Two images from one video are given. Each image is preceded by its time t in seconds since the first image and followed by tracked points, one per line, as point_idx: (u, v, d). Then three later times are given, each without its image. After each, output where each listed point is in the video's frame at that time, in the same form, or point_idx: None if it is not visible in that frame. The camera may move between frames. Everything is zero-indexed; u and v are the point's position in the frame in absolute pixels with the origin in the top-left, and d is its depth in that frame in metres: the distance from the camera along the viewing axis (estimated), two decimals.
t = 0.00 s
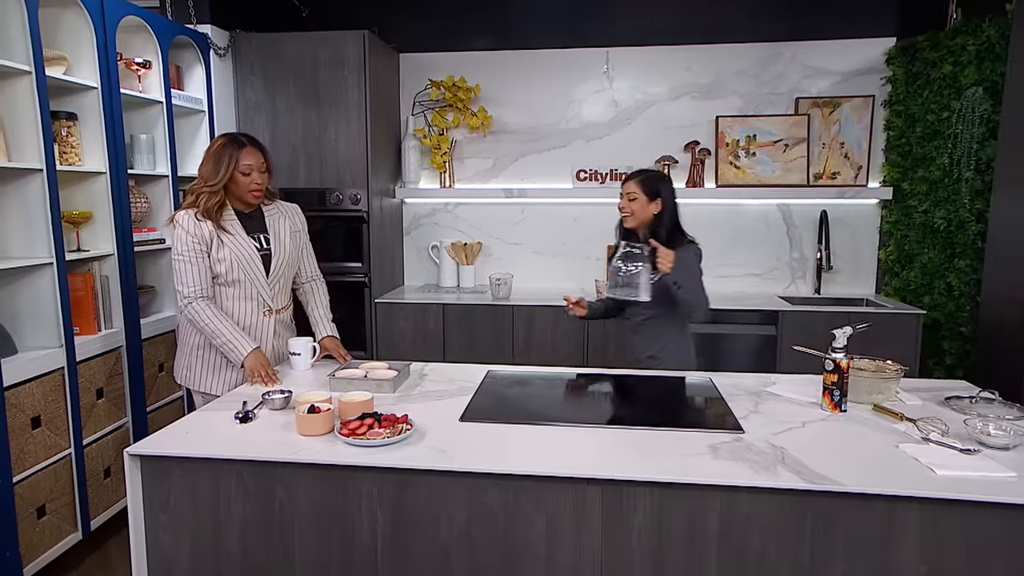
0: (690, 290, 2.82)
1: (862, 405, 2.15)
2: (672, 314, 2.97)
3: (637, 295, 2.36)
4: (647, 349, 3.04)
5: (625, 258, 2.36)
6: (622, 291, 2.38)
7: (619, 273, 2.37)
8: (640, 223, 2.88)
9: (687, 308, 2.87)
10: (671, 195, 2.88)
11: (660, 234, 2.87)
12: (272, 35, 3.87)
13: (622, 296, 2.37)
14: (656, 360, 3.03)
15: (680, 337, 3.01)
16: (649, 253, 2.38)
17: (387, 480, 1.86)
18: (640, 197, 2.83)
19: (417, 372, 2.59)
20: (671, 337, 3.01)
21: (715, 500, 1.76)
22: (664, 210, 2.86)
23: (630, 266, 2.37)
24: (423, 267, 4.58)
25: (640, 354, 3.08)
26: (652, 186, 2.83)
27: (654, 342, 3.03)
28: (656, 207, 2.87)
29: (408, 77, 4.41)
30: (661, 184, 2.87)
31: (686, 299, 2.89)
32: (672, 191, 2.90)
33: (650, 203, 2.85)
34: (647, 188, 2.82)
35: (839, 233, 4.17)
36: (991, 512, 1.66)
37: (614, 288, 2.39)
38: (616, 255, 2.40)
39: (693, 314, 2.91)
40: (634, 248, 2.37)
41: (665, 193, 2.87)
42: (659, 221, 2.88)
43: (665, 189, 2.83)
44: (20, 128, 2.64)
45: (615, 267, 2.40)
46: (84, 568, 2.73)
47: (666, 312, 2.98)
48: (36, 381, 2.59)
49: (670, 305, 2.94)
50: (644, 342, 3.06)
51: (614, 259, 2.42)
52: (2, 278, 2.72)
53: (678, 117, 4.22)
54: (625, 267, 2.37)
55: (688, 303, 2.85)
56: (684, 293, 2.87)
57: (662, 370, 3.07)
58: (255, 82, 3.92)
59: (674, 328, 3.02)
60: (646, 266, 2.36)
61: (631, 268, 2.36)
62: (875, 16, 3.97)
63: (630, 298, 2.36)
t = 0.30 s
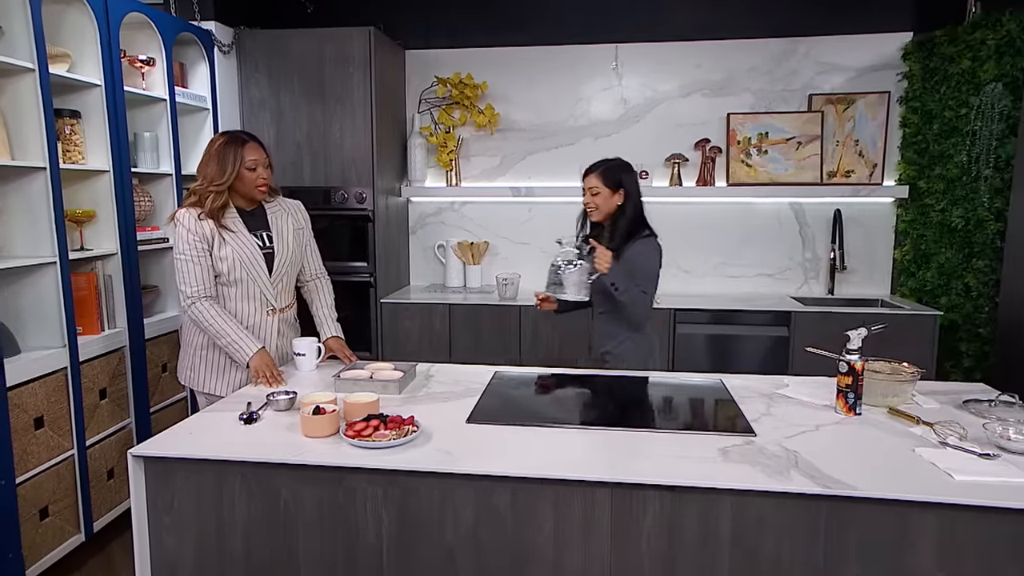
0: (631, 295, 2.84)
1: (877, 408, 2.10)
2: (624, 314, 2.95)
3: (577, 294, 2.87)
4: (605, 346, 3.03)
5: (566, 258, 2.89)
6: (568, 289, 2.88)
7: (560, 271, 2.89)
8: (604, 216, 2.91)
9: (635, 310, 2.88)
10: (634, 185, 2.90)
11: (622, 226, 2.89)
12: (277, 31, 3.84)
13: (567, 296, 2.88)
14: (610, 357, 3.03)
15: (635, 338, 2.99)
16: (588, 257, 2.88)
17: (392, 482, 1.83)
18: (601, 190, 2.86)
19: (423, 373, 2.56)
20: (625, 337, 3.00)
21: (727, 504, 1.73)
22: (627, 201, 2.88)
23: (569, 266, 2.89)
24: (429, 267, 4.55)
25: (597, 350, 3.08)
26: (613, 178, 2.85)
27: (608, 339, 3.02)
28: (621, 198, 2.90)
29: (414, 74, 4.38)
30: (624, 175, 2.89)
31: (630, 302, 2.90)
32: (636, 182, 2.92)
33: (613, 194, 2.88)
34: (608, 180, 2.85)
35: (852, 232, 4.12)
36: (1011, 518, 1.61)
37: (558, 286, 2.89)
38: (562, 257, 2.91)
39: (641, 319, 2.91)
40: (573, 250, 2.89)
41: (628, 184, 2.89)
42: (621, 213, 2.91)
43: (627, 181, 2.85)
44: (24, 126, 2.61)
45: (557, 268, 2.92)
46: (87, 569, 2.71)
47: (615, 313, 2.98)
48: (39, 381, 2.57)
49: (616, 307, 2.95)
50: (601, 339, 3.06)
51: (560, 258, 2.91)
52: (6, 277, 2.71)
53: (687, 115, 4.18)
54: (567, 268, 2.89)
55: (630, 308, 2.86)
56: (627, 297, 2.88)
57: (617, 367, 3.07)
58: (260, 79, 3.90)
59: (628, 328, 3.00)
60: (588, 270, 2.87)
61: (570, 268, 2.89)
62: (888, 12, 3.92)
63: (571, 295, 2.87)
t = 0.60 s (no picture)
0: (592, 297, 2.89)
1: (897, 412, 2.05)
2: (585, 316, 2.97)
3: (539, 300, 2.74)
4: (573, 347, 3.02)
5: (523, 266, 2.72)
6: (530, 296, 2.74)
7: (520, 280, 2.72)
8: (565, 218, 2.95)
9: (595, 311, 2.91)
10: (593, 186, 2.94)
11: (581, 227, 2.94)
12: (284, 28, 3.81)
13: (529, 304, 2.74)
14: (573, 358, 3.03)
15: (598, 339, 3.01)
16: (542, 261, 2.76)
17: (400, 484, 1.80)
18: (563, 192, 2.89)
19: (432, 374, 2.52)
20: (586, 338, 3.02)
21: (742, 510, 1.68)
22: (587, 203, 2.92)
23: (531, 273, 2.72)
24: (437, 267, 4.51)
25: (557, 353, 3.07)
26: (574, 180, 2.88)
27: (570, 340, 3.02)
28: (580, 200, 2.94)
29: (422, 71, 4.35)
30: (584, 176, 2.92)
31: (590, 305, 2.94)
32: (595, 183, 2.96)
33: (574, 197, 2.91)
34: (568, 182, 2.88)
35: (871, 231, 4.06)
36: None
37: (518, 295, 2.73)
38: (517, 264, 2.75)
39: (602, 321, 2.96)
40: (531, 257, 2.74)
41: (588, 186, 2.93)
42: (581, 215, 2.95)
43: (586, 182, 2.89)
44: (30, 124, 2.59)
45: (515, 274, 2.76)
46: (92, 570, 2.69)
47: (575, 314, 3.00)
48: (44, 382, 2.55)
49: (575, 309, 2.98)
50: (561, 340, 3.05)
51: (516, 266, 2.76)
52: (11, 277, 2.68)
53: (701, 111, 4.12)
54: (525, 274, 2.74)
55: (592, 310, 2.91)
56: (587, 300, 2.92)
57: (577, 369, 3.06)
58: (267, 77, 3.87)
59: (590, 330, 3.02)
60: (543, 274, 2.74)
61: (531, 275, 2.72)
62: (905, 7, 3.86)
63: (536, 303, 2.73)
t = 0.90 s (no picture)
0: (578, 297, 2.71)
1: (921, 417, 2.00)
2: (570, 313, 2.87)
3: (528, 308, 2.41)
4: (564, 346, 2.91)
5: (510, 267, 2.41)
6: (517, 303, 2.41)
7: (506, 282, 2.41)
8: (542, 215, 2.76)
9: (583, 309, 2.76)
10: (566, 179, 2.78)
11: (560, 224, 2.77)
12: (294, 24, 3.79)
13: (516, 311, 2.41)
14: (561, 355, 2.93)
15: (585, 334, 2.93)
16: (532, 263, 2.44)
17: (411, 487, 1.76)
18: (541, 187, 2.70)
19: (443, 375, 2.48)
20: (570, 333, 2.91)
21: (761, 516, 1.63)
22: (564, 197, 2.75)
23: (517, 277, 2.39)
24: (448, 267, 4.48)
25: (542, 351, 2.95)
26: (551, 173, 2.70)
27: (556, 336, 2.92)
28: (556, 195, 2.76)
29: (433, 68, 4.32)
30: (558, 169, 2.74)
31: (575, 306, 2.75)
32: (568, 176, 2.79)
33: (550, 191, 2.73)
34: (545, 175, 2.69)
35: (894, 230, 3.98)
36: None
37: (505, 301, 2.41)
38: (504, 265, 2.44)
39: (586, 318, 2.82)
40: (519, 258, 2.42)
41: (563, 179, 2.76)
42: (558, 210, 2.78)
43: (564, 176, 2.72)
44: (40, 122, 2.58)
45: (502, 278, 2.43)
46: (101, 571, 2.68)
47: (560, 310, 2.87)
48: (53, 381, 2.53)
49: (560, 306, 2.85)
50: (547, 338, 2.93)
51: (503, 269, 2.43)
52: (20, 277, 2.66)
53: (719, 108, 4.06)
54: (512, 277, 2.42)
55: (578, 311, 2.74)
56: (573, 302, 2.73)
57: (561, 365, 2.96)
58: (277, 74, 3.85)
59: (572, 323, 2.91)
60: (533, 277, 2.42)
61: (519, 278, 2.40)
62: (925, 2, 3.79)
63: (524, 310, 2.41)
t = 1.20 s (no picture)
0: (579, 306, 2.57)
1: (948, 422, 1.94)
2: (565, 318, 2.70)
3: (528, 323, 2.36)
4: (557, 350, 2.75)
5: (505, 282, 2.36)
6: (516, 319, 2.36)
7: (502, 298, 2.36)
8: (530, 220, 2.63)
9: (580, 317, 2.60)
10: (554, 182, 2.65)
11: (550, 228, 2.64)
12: (306, 20, 3.77)
13: (515, 327, 2.35)
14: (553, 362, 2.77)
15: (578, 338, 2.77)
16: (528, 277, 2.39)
17: (424, 489, 1.73)
18: (528, 191, 2.57)
19: (455, 376, 2.44)
20: (564, 339, 2.75)
21: (782, 522, 1.59)
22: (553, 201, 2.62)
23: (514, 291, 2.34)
24: (461, 267, 4.44)
25: (534, 357, 2.78)
26: (538, 176, 2.57)
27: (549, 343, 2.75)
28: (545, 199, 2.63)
29: (446, 65, 4.29)
30: (546, 172, 2.62)
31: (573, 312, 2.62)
32: (558, 179, 2.66)
33: (539, 195, 2.60)
34: (531, 179, 2.56)
35: (918, 229, 3.91)
36: None
37: (502, 317, 2.36)
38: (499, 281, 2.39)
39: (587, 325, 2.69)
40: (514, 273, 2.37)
41: (551, 181, 2.63)
42: (548, 214, 2.64)
43: (551, 178, 2.59)
44: (51, 120, 2.58)
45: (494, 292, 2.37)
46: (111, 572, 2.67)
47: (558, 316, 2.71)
48: (64, 381, 2.52)
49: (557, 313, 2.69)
50: (540, 344, 2.75)
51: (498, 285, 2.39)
52: (31, 275, 2.66)
53: (739, 104, 4.00)
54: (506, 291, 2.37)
55: (578, 319, 2.60)
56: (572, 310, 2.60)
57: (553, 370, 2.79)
58: (287, 70, 3.83)
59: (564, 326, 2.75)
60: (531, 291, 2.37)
61: (515, 293, 2.35)
62: None
63: (523, 325, 2.35)
